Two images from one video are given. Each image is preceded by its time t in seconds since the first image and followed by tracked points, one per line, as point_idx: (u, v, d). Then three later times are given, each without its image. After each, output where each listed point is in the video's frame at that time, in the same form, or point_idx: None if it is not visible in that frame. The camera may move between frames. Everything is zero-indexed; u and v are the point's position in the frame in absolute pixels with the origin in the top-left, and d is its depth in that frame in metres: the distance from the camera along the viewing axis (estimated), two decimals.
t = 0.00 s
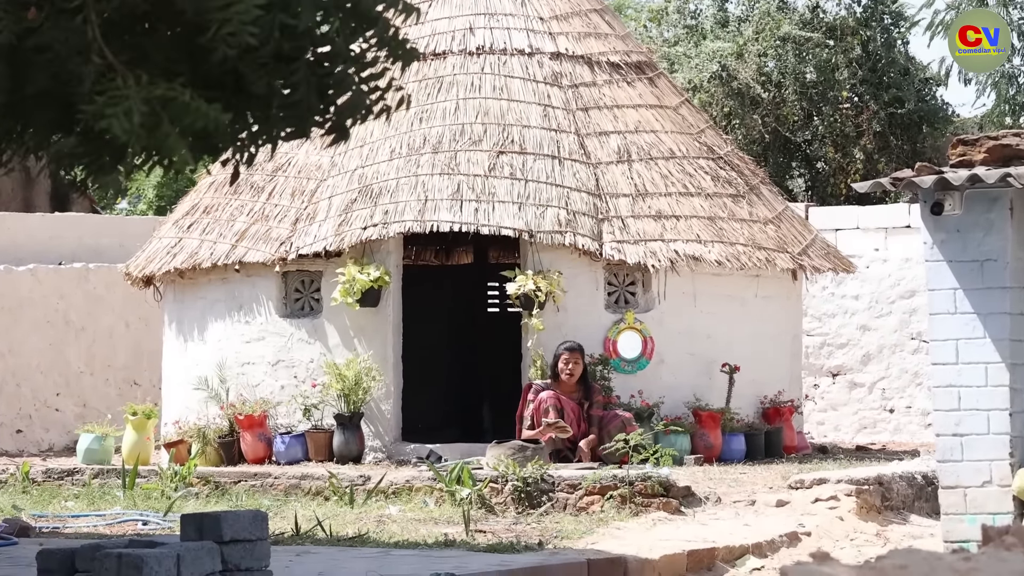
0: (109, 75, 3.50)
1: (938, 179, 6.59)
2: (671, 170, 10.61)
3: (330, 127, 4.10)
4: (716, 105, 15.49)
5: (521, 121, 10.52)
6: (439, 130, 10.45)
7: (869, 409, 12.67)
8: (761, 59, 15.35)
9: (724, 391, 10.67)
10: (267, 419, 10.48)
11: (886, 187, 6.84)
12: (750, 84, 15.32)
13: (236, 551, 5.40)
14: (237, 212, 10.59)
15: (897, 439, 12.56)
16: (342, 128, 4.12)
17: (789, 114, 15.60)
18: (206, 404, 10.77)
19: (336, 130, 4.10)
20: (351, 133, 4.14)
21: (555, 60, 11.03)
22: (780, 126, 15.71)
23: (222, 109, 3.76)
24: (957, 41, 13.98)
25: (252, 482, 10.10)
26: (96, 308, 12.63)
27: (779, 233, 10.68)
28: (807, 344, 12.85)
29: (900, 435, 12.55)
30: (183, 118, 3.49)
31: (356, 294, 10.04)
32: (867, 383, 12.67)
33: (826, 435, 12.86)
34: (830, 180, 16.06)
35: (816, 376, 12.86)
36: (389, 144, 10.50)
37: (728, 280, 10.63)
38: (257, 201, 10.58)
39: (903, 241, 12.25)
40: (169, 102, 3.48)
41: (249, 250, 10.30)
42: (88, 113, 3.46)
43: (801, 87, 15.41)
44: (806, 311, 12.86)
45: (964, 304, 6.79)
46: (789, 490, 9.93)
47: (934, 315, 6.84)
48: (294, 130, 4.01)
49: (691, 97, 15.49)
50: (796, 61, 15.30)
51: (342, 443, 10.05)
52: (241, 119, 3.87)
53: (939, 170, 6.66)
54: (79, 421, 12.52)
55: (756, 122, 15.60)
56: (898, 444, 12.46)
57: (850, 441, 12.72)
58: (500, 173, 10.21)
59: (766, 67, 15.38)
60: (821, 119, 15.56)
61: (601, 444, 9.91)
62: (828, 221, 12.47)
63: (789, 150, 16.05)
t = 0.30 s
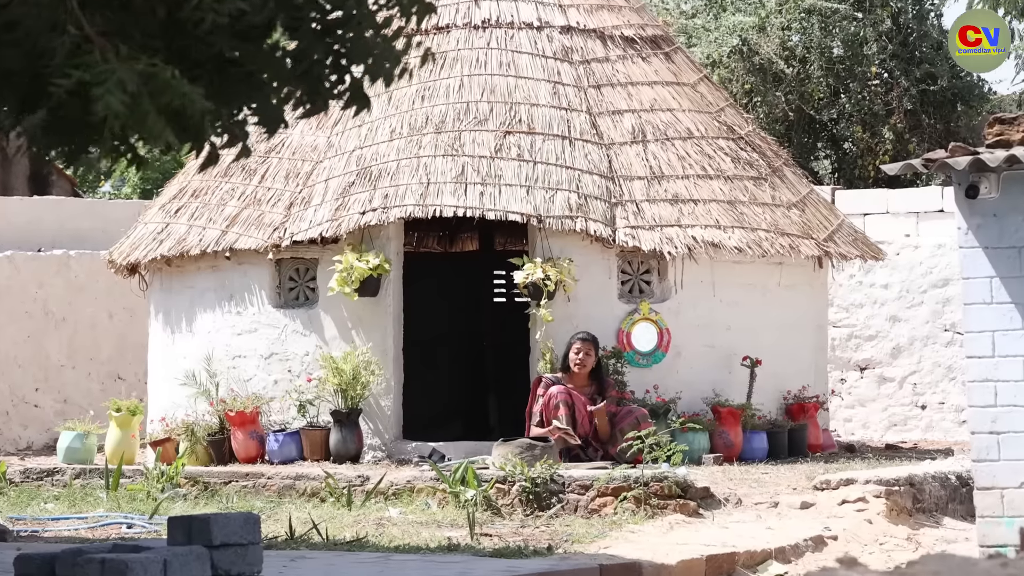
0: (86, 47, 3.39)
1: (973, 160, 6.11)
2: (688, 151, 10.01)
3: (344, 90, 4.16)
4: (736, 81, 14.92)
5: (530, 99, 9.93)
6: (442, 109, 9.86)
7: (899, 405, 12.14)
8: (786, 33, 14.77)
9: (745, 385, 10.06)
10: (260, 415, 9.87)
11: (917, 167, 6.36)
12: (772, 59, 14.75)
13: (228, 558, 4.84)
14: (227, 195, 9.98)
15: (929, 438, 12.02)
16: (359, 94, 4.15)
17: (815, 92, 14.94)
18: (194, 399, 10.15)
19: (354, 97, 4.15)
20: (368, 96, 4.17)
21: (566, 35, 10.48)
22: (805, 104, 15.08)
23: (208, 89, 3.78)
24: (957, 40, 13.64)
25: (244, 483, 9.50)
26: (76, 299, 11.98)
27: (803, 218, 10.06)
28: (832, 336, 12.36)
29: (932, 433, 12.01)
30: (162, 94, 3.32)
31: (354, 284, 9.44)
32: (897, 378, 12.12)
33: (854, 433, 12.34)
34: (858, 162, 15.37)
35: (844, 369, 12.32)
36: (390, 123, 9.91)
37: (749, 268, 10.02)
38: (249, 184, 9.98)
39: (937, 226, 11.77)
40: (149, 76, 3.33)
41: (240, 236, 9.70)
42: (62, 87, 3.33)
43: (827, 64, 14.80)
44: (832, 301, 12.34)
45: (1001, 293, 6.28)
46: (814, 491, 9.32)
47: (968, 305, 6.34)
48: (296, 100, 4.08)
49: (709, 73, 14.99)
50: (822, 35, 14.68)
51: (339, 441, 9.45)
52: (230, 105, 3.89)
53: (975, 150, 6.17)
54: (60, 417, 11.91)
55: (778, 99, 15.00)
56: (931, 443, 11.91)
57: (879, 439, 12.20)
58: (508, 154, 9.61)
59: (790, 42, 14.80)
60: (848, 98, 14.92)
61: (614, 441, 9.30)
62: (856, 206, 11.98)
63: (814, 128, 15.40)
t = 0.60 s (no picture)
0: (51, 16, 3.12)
1: (1017, 139, 6.13)
2: (709, 129, 9.34)
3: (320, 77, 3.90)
4: (762, 55, 14.18)
5: (539, 73, 9.26)
6: (445, 84, 9.18)
7: (936, 403, 11.50)
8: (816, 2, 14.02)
9: (770, 380, 9.38)
10: (249, 413, 9.20)
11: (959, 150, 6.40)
12: (800, 30, 14.00)
13: (213, 564, 4.80)
14: (213, 176, 9.31)
15: (969, 437, 11.34)
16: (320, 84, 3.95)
17: (846, 66, 14.14)
18: (179, 396, 9.47)
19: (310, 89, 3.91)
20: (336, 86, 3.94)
21: (578, 5, 9.84)
22: (836, 79, 14.27)
23: (180, 70, 3.60)
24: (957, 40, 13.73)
25: (232, 486, 8.83)
26: (51, 288, 11.28)
27: (833, 200, 9.36)
28: (865, 328, 11.79)
29: (972, 432, 11.34)
30: (128, 73, 3.08)
31: (349, 272, 8.79)
32: (934, 372, 11.51)
33: (888, 432, 11.72)
34: (893, 140, 14.54)
35: (877, 364, 11.76)
36: (388, 99, 9.23)
37: (774, 254, 9.33)
38: (236, 165, 9.30)
39: (977, 209, 11.14)
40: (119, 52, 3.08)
41: (228, 220, 9.02)
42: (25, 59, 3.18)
43: (859, 35, 13.96)
44: (865, 291, 11.80)
45: None
46: (844, 495, 8.58)
47: (1010, 290, 6.36)
48: (278, 78, 3.92)
49: (734, 45, 14.35)
50: (855, 5, 13.86)
51: (334, 441, 8.77)
52: (206, 79, 3.76)
53: (1020, 130, 6.17)
54: (34, 415, 11.18)
55: (808, 73, 14.19)
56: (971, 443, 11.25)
57: (915, 439, 11.56)
58: (515, 132, 8.93)
59: (820, 12, 14.01)
60: (882, 74, 14.12)
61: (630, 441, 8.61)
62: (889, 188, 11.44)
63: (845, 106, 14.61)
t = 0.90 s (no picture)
0: None
1: None
2: (727, 107, 8.84)
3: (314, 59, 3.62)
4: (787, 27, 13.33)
5: (548, 48, 8.77)
6: (447, 60, 8.68)
7: (968, 397, 11.04)
8: None
9: (791, 372, 8.89)
10: (241, 408, 8.72)
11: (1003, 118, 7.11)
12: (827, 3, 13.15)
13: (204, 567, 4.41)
14: (202, 157, 8.82)
15: (1004, 432, 10.90)
16: (303, 75, 3.76)
17: (874, 40, 13.38)
18: (167, 389, 8.99)
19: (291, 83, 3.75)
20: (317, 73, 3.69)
21: None
22: (863, 54, 13.51)
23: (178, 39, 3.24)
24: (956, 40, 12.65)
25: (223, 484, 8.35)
26: (33, 275, 10.73)
27: (857, 182, 8.86)
28: (892, 317, 11.31)
29: (1007, 427, 10.89)
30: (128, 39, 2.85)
31: (346, 258, 8.28)
32: (965, 365, 11.03)
33: (917, 429, 11.27)
34: (923, 118, 13.99)
35: (905, 356, 11.29)
36: (388, 75, 8.74)
37: (795, 239, 8.84)
38: (227, 145, 8.82)
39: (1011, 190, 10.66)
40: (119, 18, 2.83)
41: (218, 203, 8.53)
42: (19, 34, 2.87)
43: (888, 8, 13.16)
44: (892, 278, 11.30)
45: None
46: (870, 493, 8.07)
47: None
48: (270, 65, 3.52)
49: (757, 17, 13.65)
50: None
51: (330, 437, 8.27)
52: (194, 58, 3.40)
53: None
54: (15, 409, 10.69)
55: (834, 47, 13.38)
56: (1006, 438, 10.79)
57: (946, 435, 11.10)
58: (522, 111, 8.43)
59: None
60: (911, 48, 13.38)
61: (643, 436, 8.11)
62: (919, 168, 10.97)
63: (873, 82, 13.91)
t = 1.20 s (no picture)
0: None
1: None
2: (749, 82, 8.23)
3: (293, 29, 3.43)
4: None
5: (557, 19, 8.19)
6: (449, 31, 8.10)
7: (1010, 395, 10.39)
8: None
9: (819, 367, 8.28)
10: (227, 405, 8.11)
11: None
12: None
13: None
14: (185, 135, 8.23)
15: None
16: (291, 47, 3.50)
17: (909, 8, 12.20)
18: (146, 384, 8.39)
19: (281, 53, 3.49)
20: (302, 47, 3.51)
21: None
22: (896, 23, 12.31)
23: None
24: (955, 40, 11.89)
25: (208, 487, 7.75)
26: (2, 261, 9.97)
27: (890, 161, 8.23)
28: (928, 308, 10.70)
29: None
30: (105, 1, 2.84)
31: (340, 243, 7.67)
32: (1007, 359, 10.39)
33: (956, 428, 10.61)
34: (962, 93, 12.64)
35: (943, 349, 10.66)
36: (385, 48, 8.13)
37: (822, 223, 8.22)
38: (212, 123, 8.23)
39: None
40: None
41: (202, 185, 7.93)
42: None
43: None
44: (928, 265, 10.67)
45: None
46: (906, 496, 7.41)
47: None
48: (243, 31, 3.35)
49: None
50: None
51: (323, 436, 7.68)
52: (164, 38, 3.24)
53: None
54: None
55: (867, 15, 12.18)
56: None
57: (986, 433, 10.45)
58: (529, 85, 7.83)
59: None
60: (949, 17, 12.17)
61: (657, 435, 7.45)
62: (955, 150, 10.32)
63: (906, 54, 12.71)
